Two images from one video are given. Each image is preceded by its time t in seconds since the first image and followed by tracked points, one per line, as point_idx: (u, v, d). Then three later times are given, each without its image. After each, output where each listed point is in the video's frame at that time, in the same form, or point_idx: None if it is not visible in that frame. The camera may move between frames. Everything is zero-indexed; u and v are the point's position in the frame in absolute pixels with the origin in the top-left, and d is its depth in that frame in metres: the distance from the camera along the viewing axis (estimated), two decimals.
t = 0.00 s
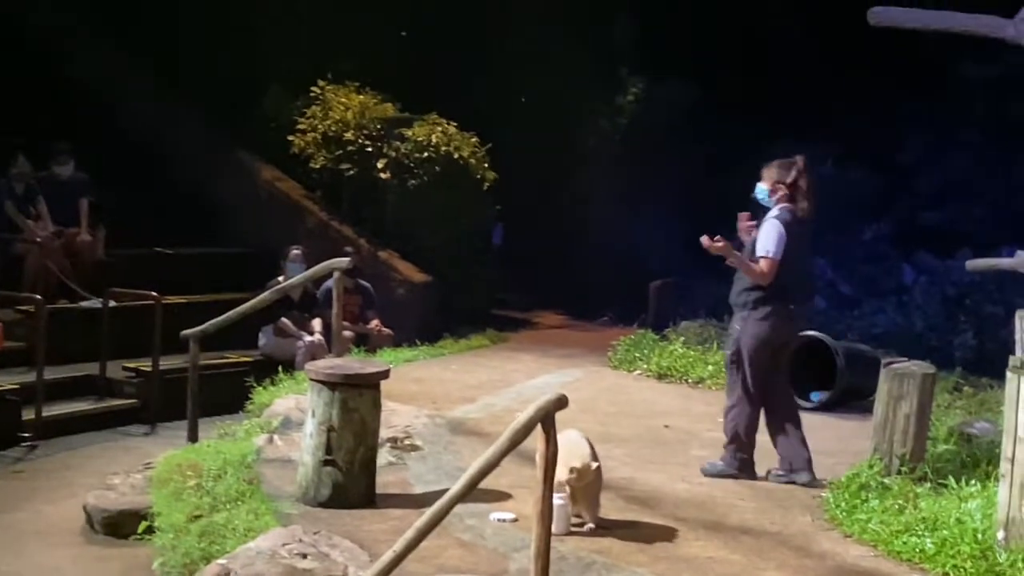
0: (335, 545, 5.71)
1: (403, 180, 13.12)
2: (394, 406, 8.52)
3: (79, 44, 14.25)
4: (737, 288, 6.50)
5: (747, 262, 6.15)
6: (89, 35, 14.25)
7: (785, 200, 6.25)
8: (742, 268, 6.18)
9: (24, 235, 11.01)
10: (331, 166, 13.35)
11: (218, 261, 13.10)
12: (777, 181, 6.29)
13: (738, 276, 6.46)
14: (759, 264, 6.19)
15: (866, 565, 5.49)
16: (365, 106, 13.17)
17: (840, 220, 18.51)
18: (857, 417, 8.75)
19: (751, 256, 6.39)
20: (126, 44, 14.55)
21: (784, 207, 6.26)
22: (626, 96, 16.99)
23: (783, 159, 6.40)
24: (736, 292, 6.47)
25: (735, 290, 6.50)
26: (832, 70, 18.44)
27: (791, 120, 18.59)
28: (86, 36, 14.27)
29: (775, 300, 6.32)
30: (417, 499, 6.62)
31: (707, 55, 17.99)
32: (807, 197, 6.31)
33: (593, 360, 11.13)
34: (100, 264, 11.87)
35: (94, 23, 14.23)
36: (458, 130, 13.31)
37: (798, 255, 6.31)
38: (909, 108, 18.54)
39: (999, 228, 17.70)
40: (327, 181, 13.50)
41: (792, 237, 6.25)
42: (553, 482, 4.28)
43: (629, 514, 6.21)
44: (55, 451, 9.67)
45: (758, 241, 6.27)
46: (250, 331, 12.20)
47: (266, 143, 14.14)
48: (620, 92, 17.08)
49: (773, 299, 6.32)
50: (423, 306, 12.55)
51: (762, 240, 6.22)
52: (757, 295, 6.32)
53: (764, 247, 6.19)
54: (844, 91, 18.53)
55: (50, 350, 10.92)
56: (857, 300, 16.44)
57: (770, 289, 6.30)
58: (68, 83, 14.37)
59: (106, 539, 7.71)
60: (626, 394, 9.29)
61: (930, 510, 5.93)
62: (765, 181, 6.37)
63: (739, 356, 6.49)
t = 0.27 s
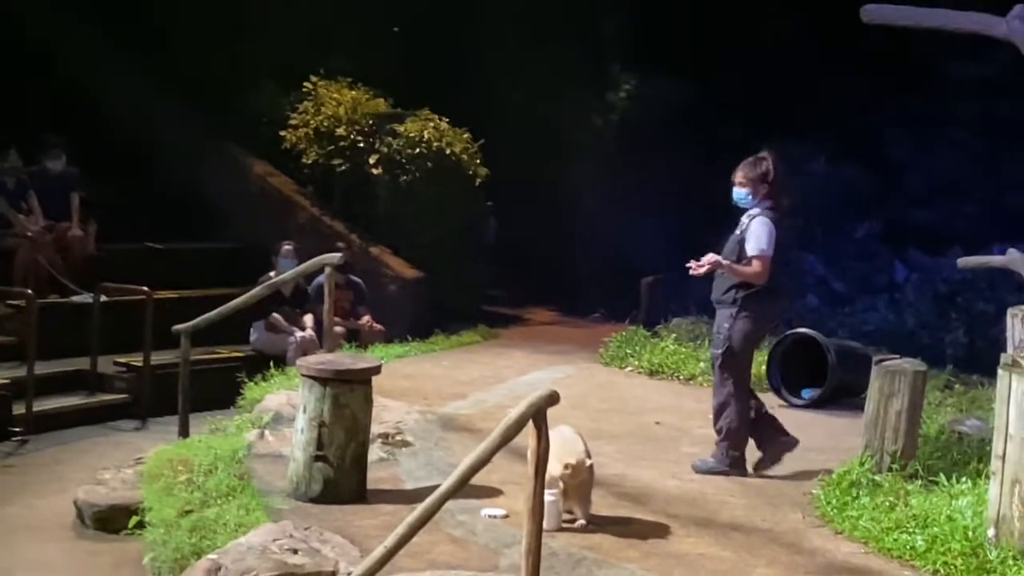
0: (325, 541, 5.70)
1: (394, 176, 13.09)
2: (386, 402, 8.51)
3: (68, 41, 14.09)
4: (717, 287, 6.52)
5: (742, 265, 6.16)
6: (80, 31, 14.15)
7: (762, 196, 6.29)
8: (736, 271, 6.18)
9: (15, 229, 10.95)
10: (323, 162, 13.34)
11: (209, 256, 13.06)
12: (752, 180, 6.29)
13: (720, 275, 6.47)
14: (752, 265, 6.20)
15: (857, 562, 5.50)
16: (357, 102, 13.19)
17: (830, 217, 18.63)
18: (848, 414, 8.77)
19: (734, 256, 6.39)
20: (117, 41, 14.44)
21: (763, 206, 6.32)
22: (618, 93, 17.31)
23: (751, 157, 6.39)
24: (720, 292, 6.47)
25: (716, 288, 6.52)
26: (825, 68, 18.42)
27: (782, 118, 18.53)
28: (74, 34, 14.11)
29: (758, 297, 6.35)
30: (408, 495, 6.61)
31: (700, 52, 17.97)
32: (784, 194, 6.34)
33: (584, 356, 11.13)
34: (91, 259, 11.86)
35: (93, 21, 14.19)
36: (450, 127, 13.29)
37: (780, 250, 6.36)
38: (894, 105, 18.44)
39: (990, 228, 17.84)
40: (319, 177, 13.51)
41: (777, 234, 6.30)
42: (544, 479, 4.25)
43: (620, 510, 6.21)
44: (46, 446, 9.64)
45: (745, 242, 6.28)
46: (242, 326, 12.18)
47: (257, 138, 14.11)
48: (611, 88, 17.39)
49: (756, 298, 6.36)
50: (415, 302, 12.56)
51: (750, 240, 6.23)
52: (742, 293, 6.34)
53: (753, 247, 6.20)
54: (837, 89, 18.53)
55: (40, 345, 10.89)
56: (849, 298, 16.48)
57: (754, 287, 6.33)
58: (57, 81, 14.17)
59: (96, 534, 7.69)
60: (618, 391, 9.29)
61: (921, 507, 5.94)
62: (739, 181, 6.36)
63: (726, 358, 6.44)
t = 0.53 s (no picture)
0: (316, 534, 5.70)
1: (385, 170, 13.05)
2: (376, 395, 8.51)
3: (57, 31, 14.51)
4: (706, 283, 6.53)
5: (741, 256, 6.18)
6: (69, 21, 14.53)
7: (747, 190, 6.38)
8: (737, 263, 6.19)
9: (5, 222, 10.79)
10: (313, 155, 13.26)
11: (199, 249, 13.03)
12: (738, 175, 6.39)
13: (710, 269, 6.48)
14: (750, 258, 6.23)
15: (846, 557, 5.51)
16: (348, 95, 13.16)
17: (824, 212, 18.20)
18: (838, 409, 8.79)
19: (725, 251, 6.41)
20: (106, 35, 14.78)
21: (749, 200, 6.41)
22: (609, 87, 17.25)
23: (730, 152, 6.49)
24: (713, 287, 6.46)
25: (706, 284, 6.53)
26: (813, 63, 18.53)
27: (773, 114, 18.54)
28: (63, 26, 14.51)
29: (750, 291, 6.40)
30: (398, 489, 6.61)
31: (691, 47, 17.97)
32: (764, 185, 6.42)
33: (574, 350, 11.14)
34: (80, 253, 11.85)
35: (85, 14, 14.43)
36: (441, 120, 13.26)
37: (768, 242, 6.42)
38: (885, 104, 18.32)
39: (979, 223, 17.37)
40: (310, 169, 13.47)
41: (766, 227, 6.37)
42: (535, 474, 4.23)
43: (610, 504, 6.22)
44: (36, 438, 9.62)
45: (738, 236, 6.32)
46: (231, 319, 12.16)
47: (247, 132, 14.07)
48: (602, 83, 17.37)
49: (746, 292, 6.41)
50: (405, 295, 12.55)
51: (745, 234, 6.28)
52: (737, 287, 6.36)
53: (748, 240, 6.24)
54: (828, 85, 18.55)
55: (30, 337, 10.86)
56: (838, 294, 16.52)
57: (748, 279, 6.37)
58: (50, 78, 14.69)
59: (86, 527, 7.68)
60: (608, 385, 9.30)
61: (911, 502, 5.96)
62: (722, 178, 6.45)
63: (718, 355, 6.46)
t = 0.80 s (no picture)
0: (306, 528, 5.70)
1: (375, 163, 13.04)
2: (365, 389, 8.51)
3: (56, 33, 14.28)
4: (695, 277, 6.52)
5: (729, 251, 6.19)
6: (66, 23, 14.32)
7: (735, 184, 6.38)
8: (725, 258, 6.20)
9: None
10: (304, 148, 13.23)
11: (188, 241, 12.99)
12: (723, 170, 6.38)
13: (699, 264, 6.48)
14: (737, 252, 6.24)
15: (836, 552, 5.52)
16: (338, 88, 13.22)
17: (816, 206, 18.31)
18: (827, 404, 8.82)
19: (713, 245, 6.42)
20: (102, 36, 14.59)
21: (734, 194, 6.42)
22: (599, 81, 16.90)
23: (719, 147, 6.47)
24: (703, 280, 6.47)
25: (695, 278, 6.52)
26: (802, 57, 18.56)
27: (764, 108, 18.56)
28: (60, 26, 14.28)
29: (742, 283, 6.43)
30: (388, 483, 6.61)
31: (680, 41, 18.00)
32: (751, 178, 6.43)
33: (564, 344, 11.15)
34: (68, 245, 11.81)
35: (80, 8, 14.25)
36: (431, 114, 13.29)
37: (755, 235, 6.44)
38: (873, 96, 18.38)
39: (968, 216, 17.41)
40: (300, 162, 13.39)
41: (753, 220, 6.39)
42: (525, 467, 4.24)
43: (600, 499, 6.23)
44: (26, 431, 9.60)
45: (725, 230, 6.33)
46: (221, 312, 12.14)
47: (238, 124, 14.04)
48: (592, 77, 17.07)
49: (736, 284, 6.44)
50: (395, 288, 12.56)
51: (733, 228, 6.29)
52: (730, 281, 6.37)
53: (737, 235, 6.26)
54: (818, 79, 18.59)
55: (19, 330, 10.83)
56: (827, 288, 16.56)
57: (740, 273, 6.38)
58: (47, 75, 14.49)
59: (76, 520, 7.67)
60: (598, 379, 9.31)
61: (900, 497, 5.98)
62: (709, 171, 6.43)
63: (713, 348, 6.46)
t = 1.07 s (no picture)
0: (295, 521, 5.70)
1: (365, 156, 12.99)
2: (355, 382, 8.50)
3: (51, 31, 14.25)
4: (688, 272, 6.53)
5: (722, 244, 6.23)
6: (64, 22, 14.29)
7: (723, 176, 6.41)
8: (717, 251, 6.24)
9: None
10: (293, 141, 13.22)
11: (177, 234, 12.94)
12: (712, 162, 6.41)
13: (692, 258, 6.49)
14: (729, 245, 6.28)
15: (823, 545, 5.54)
16: (328, 81, 13.20)
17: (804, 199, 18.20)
18: (817, 397, 8.83)
19: (703, 238, 6.43)
20: (102, 36, 14.60)
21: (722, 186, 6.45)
22: (590, 74, 16.83)
23: (708, 140, 6.50)
24: (695, 274, 6.49)
25: (688, 273, 6.53)
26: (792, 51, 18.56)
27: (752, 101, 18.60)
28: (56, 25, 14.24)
29: (736, 275, 6.48)
30: (377, 476, 6.61)
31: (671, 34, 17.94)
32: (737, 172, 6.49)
33: (554, 337, 11.15)
34: (57, 237, 11.76)
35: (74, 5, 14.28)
36: (422, 107, 13.28)
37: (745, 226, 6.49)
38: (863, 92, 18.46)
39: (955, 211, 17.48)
40: (290, 154, 13.38)
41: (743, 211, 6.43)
42: (515, 461, 4.19)
43: (589, 492, 6.24)
44: (13, 423, 9.57)
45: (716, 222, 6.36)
46: (210, 305, 12.11)
47: (229, 117, 14.00)
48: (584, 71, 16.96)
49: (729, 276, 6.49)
50: (385, 282, 12.54)
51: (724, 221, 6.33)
52: (724, 274, 6.41)
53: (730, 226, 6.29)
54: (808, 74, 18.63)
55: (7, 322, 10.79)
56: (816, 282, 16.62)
57: (733, 265, 6.43)
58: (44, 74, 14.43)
59: (64, 512, 7.65)
60: (587, 372, 9.32)
61: (887, 491, 6.00)
62: (699, 163, 6.44)
63: (710, 338, 6.47)
